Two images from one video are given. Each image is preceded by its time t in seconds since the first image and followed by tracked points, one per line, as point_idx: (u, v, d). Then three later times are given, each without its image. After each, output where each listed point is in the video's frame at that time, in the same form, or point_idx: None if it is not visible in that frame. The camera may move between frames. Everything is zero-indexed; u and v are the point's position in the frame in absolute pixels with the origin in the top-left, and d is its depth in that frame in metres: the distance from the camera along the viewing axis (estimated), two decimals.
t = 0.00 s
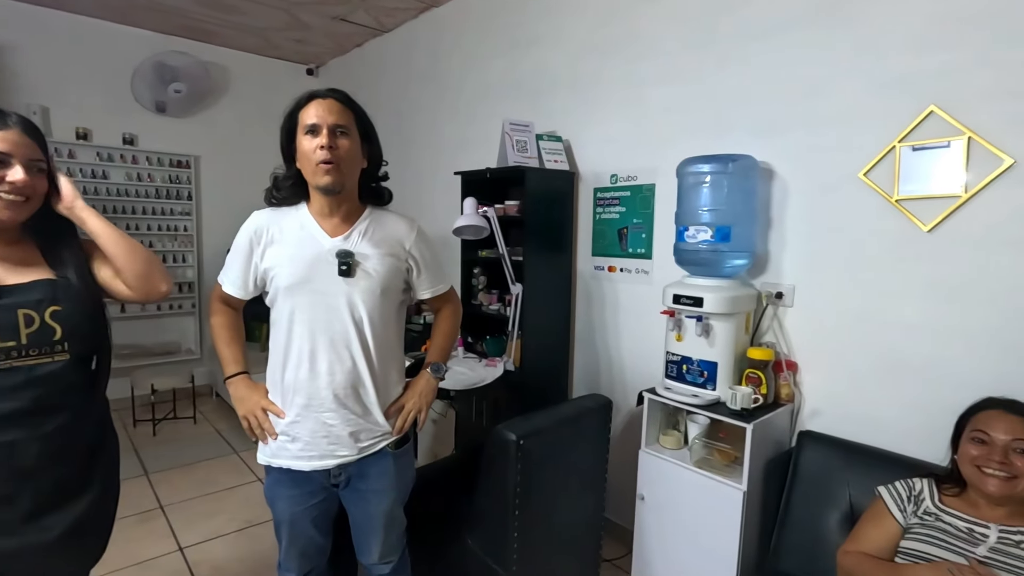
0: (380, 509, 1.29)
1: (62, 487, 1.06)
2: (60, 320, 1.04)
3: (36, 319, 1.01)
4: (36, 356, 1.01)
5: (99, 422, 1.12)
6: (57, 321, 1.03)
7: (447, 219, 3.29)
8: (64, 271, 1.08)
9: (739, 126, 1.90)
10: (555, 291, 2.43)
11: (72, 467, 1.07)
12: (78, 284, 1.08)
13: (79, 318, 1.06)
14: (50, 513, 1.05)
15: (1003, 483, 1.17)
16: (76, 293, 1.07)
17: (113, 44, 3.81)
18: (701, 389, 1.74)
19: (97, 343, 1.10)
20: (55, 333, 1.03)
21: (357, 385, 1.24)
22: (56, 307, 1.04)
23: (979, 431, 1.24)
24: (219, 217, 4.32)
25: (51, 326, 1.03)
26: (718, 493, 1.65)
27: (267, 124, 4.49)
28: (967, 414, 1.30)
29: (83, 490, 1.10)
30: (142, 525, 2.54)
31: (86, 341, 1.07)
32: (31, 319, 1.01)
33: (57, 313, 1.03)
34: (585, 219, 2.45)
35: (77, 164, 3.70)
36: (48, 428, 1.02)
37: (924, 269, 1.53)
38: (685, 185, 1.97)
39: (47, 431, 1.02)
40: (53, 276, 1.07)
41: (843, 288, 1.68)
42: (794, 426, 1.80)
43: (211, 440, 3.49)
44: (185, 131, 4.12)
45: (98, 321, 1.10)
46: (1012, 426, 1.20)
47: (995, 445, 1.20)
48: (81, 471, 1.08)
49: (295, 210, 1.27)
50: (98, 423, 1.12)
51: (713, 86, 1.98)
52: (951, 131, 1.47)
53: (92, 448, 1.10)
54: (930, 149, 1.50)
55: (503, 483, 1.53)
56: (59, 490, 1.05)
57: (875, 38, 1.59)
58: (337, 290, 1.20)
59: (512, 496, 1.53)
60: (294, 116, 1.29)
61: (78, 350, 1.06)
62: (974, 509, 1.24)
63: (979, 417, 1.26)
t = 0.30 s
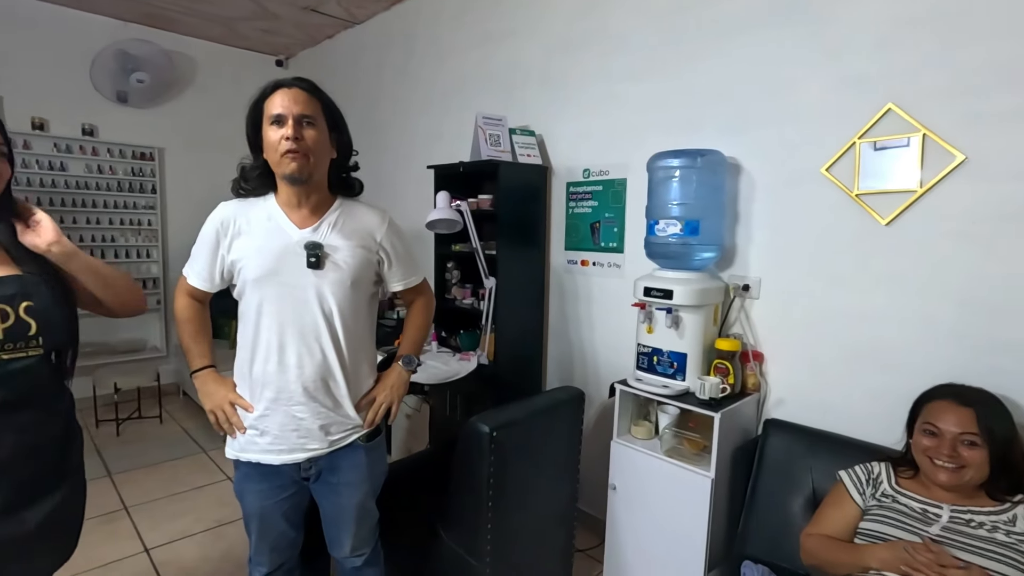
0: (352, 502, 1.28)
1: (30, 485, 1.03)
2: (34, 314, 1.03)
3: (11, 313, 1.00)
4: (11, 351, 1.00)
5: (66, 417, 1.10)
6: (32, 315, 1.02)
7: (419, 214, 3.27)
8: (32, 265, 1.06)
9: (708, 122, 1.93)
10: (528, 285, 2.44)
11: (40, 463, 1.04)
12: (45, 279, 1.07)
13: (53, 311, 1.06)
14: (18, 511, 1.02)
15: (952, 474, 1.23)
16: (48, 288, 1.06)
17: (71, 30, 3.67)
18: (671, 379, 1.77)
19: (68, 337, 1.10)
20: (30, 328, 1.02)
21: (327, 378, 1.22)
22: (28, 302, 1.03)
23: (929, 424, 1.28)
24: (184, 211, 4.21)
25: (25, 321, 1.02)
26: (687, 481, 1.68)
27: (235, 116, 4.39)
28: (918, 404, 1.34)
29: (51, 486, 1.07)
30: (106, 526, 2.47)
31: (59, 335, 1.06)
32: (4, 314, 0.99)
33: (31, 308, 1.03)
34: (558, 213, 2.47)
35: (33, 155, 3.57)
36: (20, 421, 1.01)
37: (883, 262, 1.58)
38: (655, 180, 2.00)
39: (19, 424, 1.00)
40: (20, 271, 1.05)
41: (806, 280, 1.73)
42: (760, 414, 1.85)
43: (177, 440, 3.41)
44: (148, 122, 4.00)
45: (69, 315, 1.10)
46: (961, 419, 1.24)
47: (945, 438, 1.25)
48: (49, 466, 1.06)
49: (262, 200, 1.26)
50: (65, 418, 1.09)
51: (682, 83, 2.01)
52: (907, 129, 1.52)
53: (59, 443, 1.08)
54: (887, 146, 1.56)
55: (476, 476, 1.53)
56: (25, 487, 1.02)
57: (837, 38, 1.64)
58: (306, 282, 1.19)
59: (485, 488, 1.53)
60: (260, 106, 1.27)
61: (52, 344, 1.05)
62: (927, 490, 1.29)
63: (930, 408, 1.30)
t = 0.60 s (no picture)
0: (340, 498, 1.29)
1: (14, 483, 1.02)
2: (26, 314, 1.02)
3: (5, 314, 0.99)
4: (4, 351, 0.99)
5: (50, 414, 1.09)
6: (24, 315, 1.02)
7: (404, 210, 3.27)
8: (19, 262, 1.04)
9: (690, 120, 1.97)
10: (514, 282, 2.45)
11: (25, 461, 1.04)
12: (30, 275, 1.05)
13: (41, 310, 1.05)
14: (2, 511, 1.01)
15: (924, 456, 1.27)
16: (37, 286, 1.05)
17: (43, 22, 3.58)
18: (655, 374, 1.80)
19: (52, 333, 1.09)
20: (22, 328, 1.01)
21: (315, 375, 1.23)
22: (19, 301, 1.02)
23: (904, 407, 1.33)
24: (163, 207, 4.15)
25: (18, 321, 1.01)
26: (671, 474, 1.72)
27: (214, 111, 4.33)
28: (894, 391, 1.40)
29: (35, 485, 1.06)
30: (86, 528, 2.44)
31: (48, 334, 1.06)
32: None
33: (23, 308, 1.02)
34: (543, 210, 2.48)
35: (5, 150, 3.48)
36: (9, 419, 1.01)
37: (859, 258, 1.63)
38: (640, 177, 2.03)
39: (7, 422, 1.00)
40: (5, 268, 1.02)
41: (786, 276, 1.77)
42: (741, 408, 1.90)
43: (158, 439, 3.37)
44: (124, 116, 3.93)
45: (56, 313, 1.09)
46: (933, 403, 1.30)
47: (918, 421, 1.30)
48: (34, 464, 1.05)
49: (249, 196, 1.26)
50: (49, 414, 1.08)
51: (665, 81, 2.03)
52: (883, 129, 1.57)
53: (43, 440, 1.07)
54: (863, 145, 1.60)
55: (463, 471, 1.55)
56: (8, 486, 1.02)
57: (815, 39, 1.68)
58: (293, 280, 1.19)
59: (473, 483, 1.55)
60: (248, 101, 1.27)
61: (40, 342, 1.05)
62: (902, 478, 1.34)
63: (904, 394, 1.35)
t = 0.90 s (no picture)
0: (338, 494, 1.30)
1: (14, 480, 1.03)
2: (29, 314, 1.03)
3: (6, 314, 1.00)
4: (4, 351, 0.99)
5: (50, 412, 1.09)
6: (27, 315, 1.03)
7: (398, 209, 3.27)
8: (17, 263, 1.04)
9: (683, 119, 1.99)
10: (508, 279, 2.47)
11: (26, 458, 1.04)
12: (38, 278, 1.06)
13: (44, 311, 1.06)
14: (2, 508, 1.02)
15: (906, 448, 1.30)
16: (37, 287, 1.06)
17: (32, 18, 3.55)
18: (649, 370, 1.82)
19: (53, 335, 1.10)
20: (22, 328, 1.02)
21: (313, 372, 1.24)
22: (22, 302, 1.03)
23: (888, 401, 1.36)
24: (155, 206, 4.13)
25: (21, 321, 1.02)
26: (665, 469, 1.74)
27: (206, 109, 4.31)
28: (882, 385, 1.43)
29: (34, 482, 1.07)
30: (80, 527, 2.43)
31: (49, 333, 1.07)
32: None
33: (26, 309, 1.03)
34: (537, 208, 2.50)
35: None
36: (10, 417, 1.01)
37: (850, 255, 1.65)
38: (634, 175, 2.05)
39: (9, 421, 1.01)
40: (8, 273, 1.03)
41: (777, 273, 1.80)
42: (734, 403, 1.92)
43: (150, 439, 3.36)
44: (115, 114, 3.91)
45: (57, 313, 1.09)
46: (917, 397, 1.32)
47: (899, 413, 1.33)
48: (35, 460, 1.06)
49: (246, 195, 1.25)
50: (49, 411, 1.09)
51: (658, 81, 2.05)
52: (872, 128, 1.59)
53: (44, 437, 1.08)
54: (853, 144, 1.62)
55: (460, 467, 1.56)
56: (7, 483, 1.02)
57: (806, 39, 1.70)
58: (292, 277, 1.20)
59: (469, 479, 1.56)
60: (245, 98, 1.27)
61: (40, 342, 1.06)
62: (890, 469, 1.36)
63: (890, 389, 1.38)
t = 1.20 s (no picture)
0: (337, 490, 1.31)
1: (16, 475, 1.04)
2: (29, 314, 1.04)
3: (6, 313, 1.01)
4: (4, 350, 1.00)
5: (52, 409, 1.11)
6: (27, 314, 1.03)
7: (395, 208, 3.28)
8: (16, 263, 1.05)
9: (678, 118, 2.00)
10: (506, 278, 2.48)
11: (27, 453, 1.06)
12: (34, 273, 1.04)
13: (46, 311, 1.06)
14: (3, 503, 1.03)
15: (898, 440, 1.32)
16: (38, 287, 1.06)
17: (29, 18, 3.56)
18: (645, 367, 1.83)
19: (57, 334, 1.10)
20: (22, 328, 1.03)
21: (312, 367, 1.25)
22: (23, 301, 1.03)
23: (881, 395, 1.38)
24: (152, 205, 4.13)
25: (20, 320, 1.02)
26: (661, 465, 1.75)
27: (204, 108, 4.32)
28: (876, 380, 1.44)
29: (36, 477, 1.08)
30: (79, 525, 2.44)
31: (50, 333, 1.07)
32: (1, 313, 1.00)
33: (26, 308, 1.03)
34: (534, 207, 2.51)
35: None
36: (10, 411, 1.02)
37: (844, 252, 1.67)
38: (630, 174, 2.06)
39: (9, 415, 1.02)
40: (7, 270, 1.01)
41: (771, 271, 1.81)
42: (730, 399, 1.93)
43: (149, 438, 3.37)
44: (113, 113, 3.91)
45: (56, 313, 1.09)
46: (911, 391, 1.34)
47: (893, 407, 1.35)
48: (37, 455, 1.07)
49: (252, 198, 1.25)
50: (51, 407, 1.11)
51: (653, 80, 2.07)
52: (865, 127, 1.61)
53: (45, 433, 1.09)
54: (847, 142, 1.64)
55: (457, 463, 1.57)
56: (7, 478, 1.03)
57: (800, 39, 1.71)
58: (290, 274, 1.21)
59: (466, 475, 1.57)
60: (250, 96, 1.25)
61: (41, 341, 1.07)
62: (883, 463, 1.38)
63: (883, 383, 1.40)
